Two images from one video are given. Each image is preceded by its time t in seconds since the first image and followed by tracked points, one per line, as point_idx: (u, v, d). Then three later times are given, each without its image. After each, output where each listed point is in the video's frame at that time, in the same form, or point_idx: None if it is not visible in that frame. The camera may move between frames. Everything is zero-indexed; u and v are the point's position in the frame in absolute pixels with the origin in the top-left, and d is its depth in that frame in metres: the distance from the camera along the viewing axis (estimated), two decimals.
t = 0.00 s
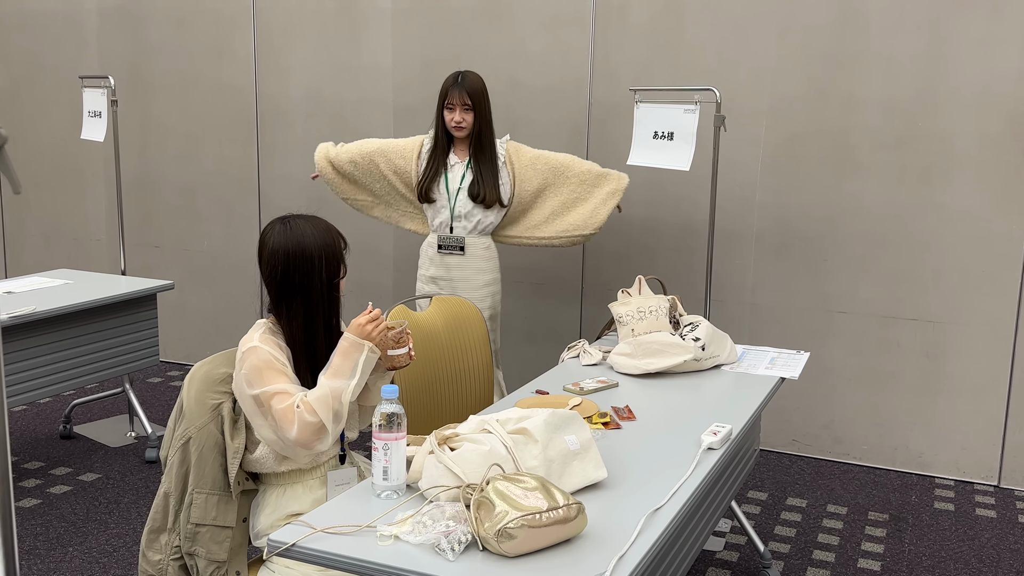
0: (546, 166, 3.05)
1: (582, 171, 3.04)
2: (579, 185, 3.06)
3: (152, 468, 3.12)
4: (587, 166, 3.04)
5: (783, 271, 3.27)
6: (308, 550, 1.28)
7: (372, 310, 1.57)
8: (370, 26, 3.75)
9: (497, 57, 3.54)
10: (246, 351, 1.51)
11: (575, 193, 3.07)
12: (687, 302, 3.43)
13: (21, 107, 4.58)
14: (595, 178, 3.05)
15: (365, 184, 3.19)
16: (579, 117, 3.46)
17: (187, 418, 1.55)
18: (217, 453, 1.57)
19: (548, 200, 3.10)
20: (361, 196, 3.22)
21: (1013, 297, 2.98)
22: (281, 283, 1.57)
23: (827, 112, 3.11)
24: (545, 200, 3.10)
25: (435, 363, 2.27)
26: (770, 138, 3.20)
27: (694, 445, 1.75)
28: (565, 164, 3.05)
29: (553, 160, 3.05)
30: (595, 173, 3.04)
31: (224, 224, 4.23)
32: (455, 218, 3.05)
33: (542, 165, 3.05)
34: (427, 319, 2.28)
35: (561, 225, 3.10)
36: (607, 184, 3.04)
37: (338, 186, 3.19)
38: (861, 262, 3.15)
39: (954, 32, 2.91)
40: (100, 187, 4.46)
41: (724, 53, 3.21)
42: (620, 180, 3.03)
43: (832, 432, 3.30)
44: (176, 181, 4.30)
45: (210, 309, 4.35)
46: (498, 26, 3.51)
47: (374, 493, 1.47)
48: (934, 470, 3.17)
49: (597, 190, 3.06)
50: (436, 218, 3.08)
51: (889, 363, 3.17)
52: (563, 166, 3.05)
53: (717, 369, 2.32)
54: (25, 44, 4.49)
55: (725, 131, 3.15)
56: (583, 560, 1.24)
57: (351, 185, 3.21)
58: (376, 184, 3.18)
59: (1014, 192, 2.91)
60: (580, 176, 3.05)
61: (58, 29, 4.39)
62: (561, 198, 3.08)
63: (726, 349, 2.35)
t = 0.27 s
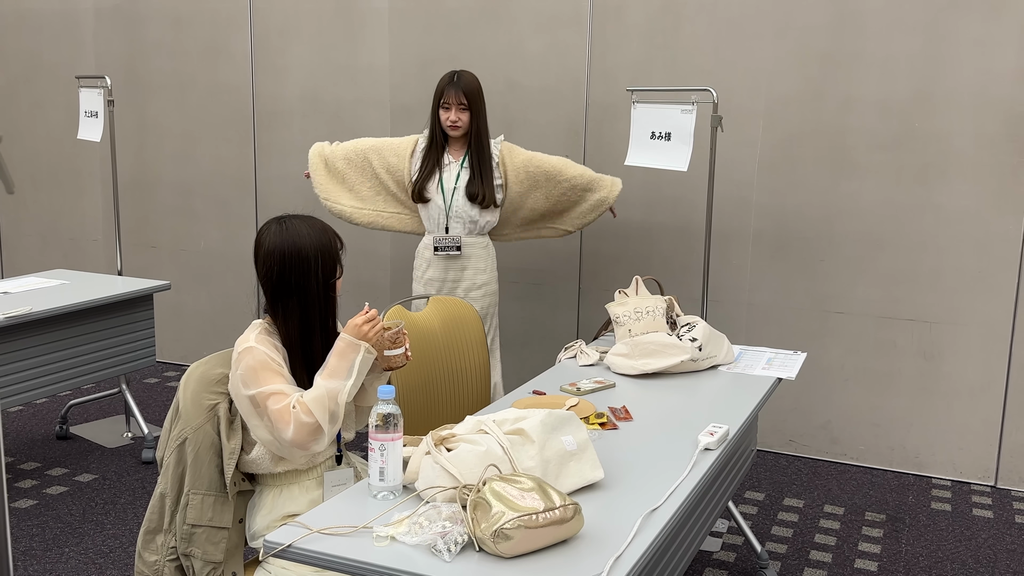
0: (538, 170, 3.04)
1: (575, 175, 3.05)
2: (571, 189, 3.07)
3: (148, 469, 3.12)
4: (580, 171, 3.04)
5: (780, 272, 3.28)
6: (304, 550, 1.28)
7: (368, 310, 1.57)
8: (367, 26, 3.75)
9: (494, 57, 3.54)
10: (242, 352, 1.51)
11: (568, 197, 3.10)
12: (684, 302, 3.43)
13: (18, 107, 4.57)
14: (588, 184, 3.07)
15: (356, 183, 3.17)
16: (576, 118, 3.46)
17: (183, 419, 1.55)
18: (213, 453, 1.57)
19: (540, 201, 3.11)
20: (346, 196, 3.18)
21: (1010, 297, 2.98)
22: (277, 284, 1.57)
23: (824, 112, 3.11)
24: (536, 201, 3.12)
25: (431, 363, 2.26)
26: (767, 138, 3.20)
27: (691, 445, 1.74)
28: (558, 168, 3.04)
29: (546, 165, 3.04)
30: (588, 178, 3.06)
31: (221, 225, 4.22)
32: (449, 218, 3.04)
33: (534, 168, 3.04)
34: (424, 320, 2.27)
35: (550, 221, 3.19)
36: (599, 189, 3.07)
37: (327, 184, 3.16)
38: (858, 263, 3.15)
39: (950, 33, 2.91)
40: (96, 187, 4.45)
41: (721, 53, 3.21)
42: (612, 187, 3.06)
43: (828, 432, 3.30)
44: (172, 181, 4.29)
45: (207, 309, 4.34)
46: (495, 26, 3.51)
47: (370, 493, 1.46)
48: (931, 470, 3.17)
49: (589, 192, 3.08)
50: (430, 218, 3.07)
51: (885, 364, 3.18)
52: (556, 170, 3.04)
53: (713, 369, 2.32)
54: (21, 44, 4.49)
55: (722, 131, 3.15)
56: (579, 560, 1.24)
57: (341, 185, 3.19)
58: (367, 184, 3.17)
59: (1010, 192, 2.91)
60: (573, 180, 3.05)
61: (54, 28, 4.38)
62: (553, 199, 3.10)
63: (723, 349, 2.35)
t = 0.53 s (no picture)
0: (537, 164, 3.05)
1: (573, 167, 3.05)
2: (570, 183, 3.06)
3: (146, 469, 3.11)
4: (578, 163, 3.04)
5: (779, 272, 3.28)
6: (304, 551, 1.28)
7: (367, 310, 1.57)
8: (365, 26, 3.74)
9: (492, 57, 3.54)
10: (240, 352, 1.51)
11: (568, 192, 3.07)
12: (683, 303, 3.43)
13: (15, 108, 4.57)
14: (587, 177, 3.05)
15: (356, 185, 3.17)
16: (575, 117, 3.46)
17: (181, 419, 1.54)
18: (211, 453, 1.57)
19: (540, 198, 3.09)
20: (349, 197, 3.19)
21: (1008, 298, 2.98)
22: (275, 284, 1.57)
23: (822, 112, 3.11)
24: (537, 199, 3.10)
25: (430, 363, 2.26)
26: (765, 139, 3.21)
27: (690, 445, 1.74)
28: (556, 161, 3.05)
29: (543, 158, 3.05)
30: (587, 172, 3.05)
31: (219, 225, 4.22)
32: (450, 218, 3.05)
33: (532, 162, 3.05)
34: (423, 320, 2.27)
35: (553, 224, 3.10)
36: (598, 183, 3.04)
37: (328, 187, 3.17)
38: (856, 263, 3.16)
39: (948, 33, 2.91)
40: (94, 187, 4.44)
41: (719, 53, 3.21)
42: (612, 177, 3.03)
43: (827, 432, 3.30)
44: (170, 181, 4.29)
45: (205, 309, 4.34)
46: (493, 26, 3.51)
47: (369, 494, 1.46)
48: (929, 470, 3.17)
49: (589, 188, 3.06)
50: (431, 217, 3.07)
51: (883, 364, 3.18)
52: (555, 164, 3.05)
53: (712, 369, 2.32)
54: (19, 44, 4.48)
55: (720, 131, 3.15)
56: (579, 560, 1.24)
57: (340, 187, 3.19)
58: (367, 186, 3.16)
59: (1008, 192, 2.92)
60: (571, 174, 3.05)
61: (52, 29, 4.37)
62: (553, 196, 3.08)
63: (722, 349, 2.35)
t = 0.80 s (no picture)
0: (533, 168, 3.02)
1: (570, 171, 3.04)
2: (567, 186, 3.06)
3: (144, 469, 3.11)
4: (576, 168, 3.05)
5: (777, 272, 3.28)
6: (303, 551, 1.28)
7: (367, 310, 1.57)
8: (364, 26, 3.74)
9: (490, 57, 3.54)
10: (240, 353, 1.51)
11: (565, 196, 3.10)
12: (681, 303, 3.43)
13: (13, 108, 4.56)
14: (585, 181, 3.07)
15: (351, 184, 3.17)
16: (573, 117, 3.46)
17: (180, 420, 1.54)
18: (210, 454, 1.57)
19: (537, 199, 3.11)
20: (342, 198, 3.18)
21: (1006, 297, 2.99)
22: (274, 284, 1.56)
23: (820, 112, 3.12)
24: (533, 200, 3.11)
25: (428, 364, 2.26)
26: (764, 139, 3.21)
27: (689, 445, 1.75)
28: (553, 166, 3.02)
29: (541, 163, 3.02)
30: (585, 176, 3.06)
31: (217, 225, 4.21)
32: (443, 218, 3.04)
33: (529, 165, 3.03)
34: (422, 320, 2.27)
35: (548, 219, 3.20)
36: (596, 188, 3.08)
37: (322, 184, 3.16)
38: (855, 263, 3.16)
39: (946, 33, 2.92)
40: (92, 187, 4.44)
41: (718, 53, 3.21)
42: (609, 183, 3.07)
43: (825, 432, 3.30)
44: (169, 181, 4.28)
45: (203, 310, 4.34)
46: (492, 26, 3.51)
47: (368, 494, 1.46)
48: (928, 470, 3.18)
49: (586, 190, 3.09)
50: (426, 216, 3.07)
51: (882, 364, 3.18)
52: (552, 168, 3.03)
53: (711, 369, 2.32)
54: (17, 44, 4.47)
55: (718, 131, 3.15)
56: (579, 560, 1.24)
57: (337, 185, 3.19)
58: (362, 187, 3.16)
59: (1006, 192, 2.92)
60: (568, 179, 3.04)
61: (50, 29, 4.37)
62: (549, 198, 3.10)
63: (720, 349, 2.35)
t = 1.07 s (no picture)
0: (532, 167, 3.04)
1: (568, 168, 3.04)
2: (565, 186, 3.04)
3: (141, 470, 3.10)
4: (573, 167, 3.04)
5: (775, 272, 3.28)
6: (299, 552, 1.27)
7: (365, 310, 1.57)
8: (361, 26, 3.74)
9: (488, 57, 3.53)
10: (238, 353, 1.50)
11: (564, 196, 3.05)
12: (679, 303, 3.43)
13: (10, 108, 4.55)
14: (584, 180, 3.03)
15: (351, 181, 3.17)
16: (571, 118, 3.46)
17: (176, 420, 1.54)
18: (207, 454, 1.56)
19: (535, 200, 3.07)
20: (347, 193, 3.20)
21: (1003, 298, 2.99)
22: (273, 284, 1.56)
23: (818, 112, 3.12)
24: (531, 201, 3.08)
25: (425, 364, 2.26)
26: (762, 139, 3.21)
27: (686, 445, 1.75)
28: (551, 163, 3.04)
29: (539, 161, 3.04)
30: (583, 175, 3.03)
31: (215, 225, 4.21)
32: (443, 219, 3.04)
33: (529, 165, 3.04)
34: (419, 320, 2.27)
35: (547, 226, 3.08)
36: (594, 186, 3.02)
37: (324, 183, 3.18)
38: (853, 263, 3.16)
39: (944, 34, 2.92)
40: (89, 187, 4.43)
41: (715, 53, 3.21)
42: (607, 181, 3.01)
43: (823, 433, 3.30)
44: (166, 181, 4.28)
45: (200, 310, 4.33)
46: (490, 27, 3.51)
47: (365, 495, 1.46)
48: (925, 470, 3.18)
49: (584, 191, 3.04)
50: (425, 218, 3.07)
51: (880, 364, 3.18)
52: (550, 166, 3.04)
53: (709, 370, 2.32)
54: (14, 44, 4.47)
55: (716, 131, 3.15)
56: (576, 561, 1.24)
57: (338, 180, 3.19)
58: (362, 183, 3.16)
59: (1004, 192, 2.92)
60: (566, 177, 3.04)
61: (47, 29, 4.36)
62: (547, 198, 3.06)
63: (718, 350, 2.35)
